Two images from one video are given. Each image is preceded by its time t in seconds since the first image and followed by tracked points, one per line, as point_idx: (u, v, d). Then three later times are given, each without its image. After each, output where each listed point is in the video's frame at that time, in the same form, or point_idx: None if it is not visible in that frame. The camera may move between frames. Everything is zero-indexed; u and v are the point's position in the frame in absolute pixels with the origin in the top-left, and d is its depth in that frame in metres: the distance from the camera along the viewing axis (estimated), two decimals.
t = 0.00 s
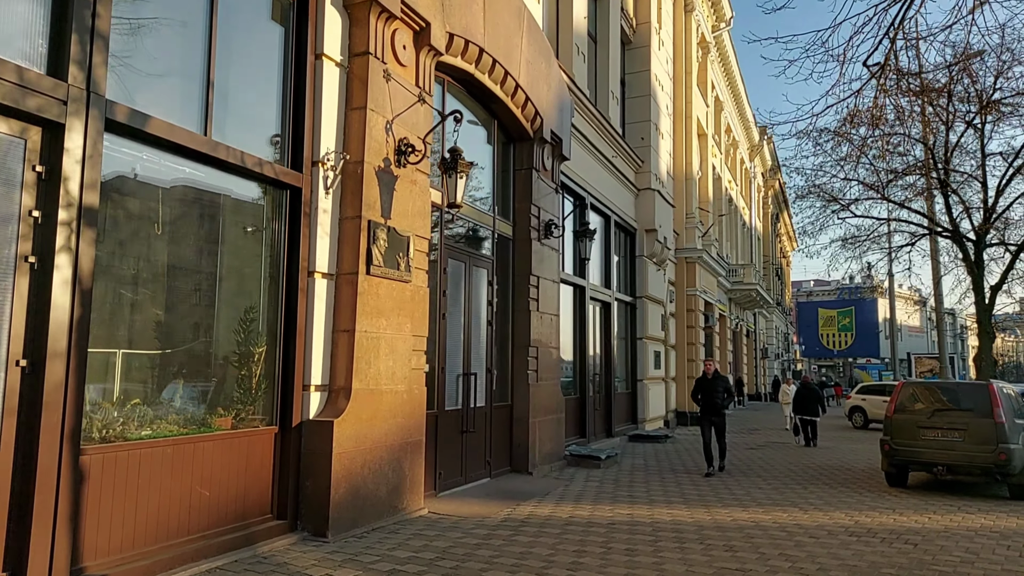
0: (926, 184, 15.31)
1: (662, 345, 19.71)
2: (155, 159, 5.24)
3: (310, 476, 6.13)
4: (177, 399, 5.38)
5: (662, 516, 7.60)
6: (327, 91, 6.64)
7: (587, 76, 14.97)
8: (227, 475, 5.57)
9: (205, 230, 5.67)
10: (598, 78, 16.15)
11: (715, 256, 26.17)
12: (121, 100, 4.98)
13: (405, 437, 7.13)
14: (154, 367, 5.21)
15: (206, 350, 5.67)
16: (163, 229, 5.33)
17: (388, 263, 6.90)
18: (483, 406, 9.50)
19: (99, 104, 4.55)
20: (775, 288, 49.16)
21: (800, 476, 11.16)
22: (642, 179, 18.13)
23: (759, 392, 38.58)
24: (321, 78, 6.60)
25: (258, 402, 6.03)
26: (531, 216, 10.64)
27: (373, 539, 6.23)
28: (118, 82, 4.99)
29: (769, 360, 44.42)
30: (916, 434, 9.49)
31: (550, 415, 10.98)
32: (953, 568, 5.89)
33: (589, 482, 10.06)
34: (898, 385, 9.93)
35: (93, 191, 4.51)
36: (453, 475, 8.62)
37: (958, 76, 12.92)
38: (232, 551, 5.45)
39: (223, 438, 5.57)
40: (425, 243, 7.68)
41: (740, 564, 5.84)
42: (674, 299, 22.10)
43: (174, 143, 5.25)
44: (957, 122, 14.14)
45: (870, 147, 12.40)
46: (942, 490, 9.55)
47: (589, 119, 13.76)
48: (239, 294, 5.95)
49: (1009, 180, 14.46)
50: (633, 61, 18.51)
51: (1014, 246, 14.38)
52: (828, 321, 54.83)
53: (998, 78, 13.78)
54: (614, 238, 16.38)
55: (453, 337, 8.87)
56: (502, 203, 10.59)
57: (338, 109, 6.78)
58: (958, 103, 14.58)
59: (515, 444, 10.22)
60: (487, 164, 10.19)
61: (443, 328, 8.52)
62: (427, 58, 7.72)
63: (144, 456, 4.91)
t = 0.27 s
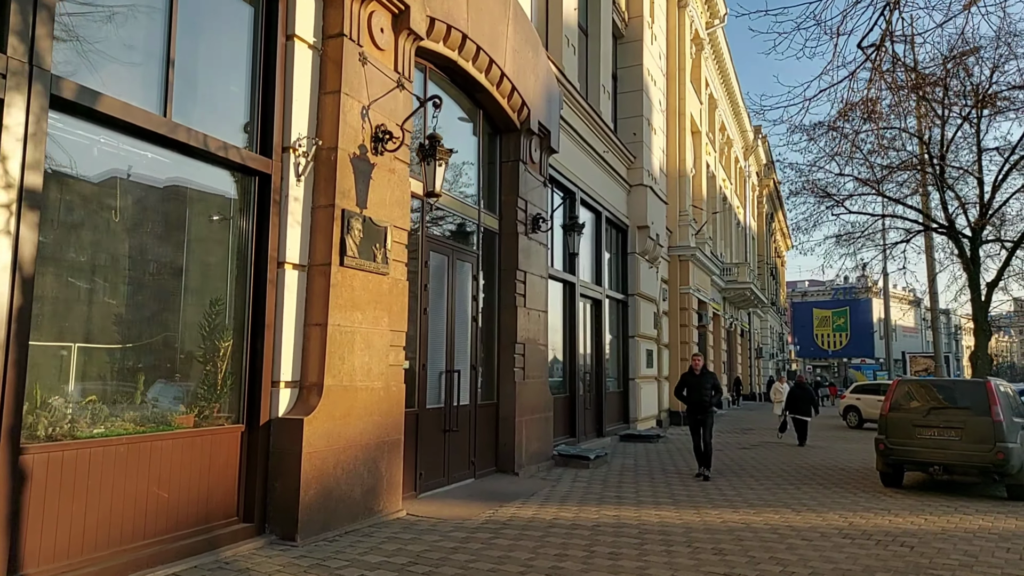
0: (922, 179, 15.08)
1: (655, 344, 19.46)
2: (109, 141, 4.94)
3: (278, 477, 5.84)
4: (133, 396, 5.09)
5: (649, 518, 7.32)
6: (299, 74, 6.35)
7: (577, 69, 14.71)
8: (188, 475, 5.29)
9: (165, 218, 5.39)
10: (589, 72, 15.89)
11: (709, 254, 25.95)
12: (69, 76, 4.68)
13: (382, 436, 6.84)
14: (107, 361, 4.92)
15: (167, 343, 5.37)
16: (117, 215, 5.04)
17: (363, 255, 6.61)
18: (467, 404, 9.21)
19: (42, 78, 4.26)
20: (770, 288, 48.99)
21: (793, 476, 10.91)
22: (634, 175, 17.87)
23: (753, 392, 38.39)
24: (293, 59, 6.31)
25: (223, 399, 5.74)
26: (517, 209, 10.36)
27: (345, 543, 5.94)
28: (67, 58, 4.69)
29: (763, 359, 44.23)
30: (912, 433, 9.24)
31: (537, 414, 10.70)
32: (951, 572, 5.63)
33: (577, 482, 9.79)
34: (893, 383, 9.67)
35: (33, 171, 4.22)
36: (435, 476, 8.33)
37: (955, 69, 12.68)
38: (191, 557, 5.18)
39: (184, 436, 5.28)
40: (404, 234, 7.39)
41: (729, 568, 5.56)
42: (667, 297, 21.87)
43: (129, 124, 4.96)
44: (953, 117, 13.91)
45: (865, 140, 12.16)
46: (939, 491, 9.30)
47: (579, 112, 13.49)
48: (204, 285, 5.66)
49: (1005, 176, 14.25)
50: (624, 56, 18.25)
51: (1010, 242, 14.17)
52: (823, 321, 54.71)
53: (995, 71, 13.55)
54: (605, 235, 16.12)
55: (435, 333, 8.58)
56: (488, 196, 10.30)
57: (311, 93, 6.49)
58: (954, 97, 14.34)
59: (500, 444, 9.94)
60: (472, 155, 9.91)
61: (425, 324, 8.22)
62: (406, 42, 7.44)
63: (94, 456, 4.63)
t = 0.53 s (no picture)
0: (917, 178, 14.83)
1: (647, 345, 19.18)
2: (55, 130, 4.62)
3: (242, 487, 5.52)
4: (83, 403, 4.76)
5: (636, 528, 7.00)
6: (267, 61, 6.03)
7: (567, 65, 14.40)
8: (142, 487, 4.96)
9: (120, 212, 5.06)
10: (580, 69, 15.59)
11: (702, 254, 25.69)
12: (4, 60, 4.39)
13: (355, 443, 6.51)
14: (53, 365, 4.60)
15: (121, 346, 5.04)
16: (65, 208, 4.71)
17: (336, 252, 6.29)
18: (450, 408, 8.88)
19: None
20: (764, 289, 48.78)
21: (786, 482, 10.62)
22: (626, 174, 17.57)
23: (747, 393, 38.16)
24: (261, 46, 5.99)
25: (183, 406, 5.41)
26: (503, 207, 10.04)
27: (312, 557, 5.61)
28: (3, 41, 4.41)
29: (757, 360, 44.06)
30: (909, 438, 8.93)
31: (523, 419, 10.38)
32: None
33: (563, 489, 9.47)
34: (889, 386, 9.38)
35: None
36: (414, 483, 8.01)
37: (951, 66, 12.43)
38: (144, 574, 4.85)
39: (138, 445, 4.95)
40: (381, 232, 7.07)
41: None
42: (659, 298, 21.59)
43: (77, 111, 4.63)
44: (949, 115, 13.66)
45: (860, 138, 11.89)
46: (936, 497, 9.02)
47: (568, 108, 13.18)
48: (163, 284, 5.33)
49: (1001, 175, 14.02)
50: (616, 53, 17.96)
51: (1006, 243, 13.93)
52: (816, 322, 54.57)
53: (991, 69, 13.30)
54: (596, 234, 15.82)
55: (416, 335, 8.25)
56: (473, 193, 10.00)
57: (281, 83, 6.17)
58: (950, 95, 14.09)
59: (485, 449, 9.62)
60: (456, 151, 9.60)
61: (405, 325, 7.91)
62: (383, 31, 7.13)
63: (35, 467, 4.31)
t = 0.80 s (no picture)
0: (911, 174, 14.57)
1: (638, 344, 18.88)
2: None
3: (200, 492, 5.18)
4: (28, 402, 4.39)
5: (621, 532, 6.68)
6: (230, 40, 5.70)
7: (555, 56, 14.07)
8: (90, 492, 4.62)
9: (67, 197, 4.71)
10: (569, 62, 15.27)
11: (694, 253, 25.44)
12: None
13: (325, 445, 6.17)
14: None
15: (70, 341, 4.68)
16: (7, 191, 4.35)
17: (304, 243, 5.96)
18: (430, 408, 8.54)
19: None
20: (757, 288, 48.57)
21: (778, 483, 10.34)
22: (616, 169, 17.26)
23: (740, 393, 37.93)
24: (224, 24, 5.66)
25: (137, 404, 5.06)
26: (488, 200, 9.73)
27: (275, 566, 5.27)
28: None
29: (750, 360, 43.88)
30: (904, 438, 8.64)
31: (508, 419, 10.05)
32: None
33: (548, 492, 9.14)
34: (883, 384, 9.08)
35: None
36: (392, 486, 7.68)
37: (946, 58, 12.15)
38: None
39: (85, 447, 4.60)
40: (355, 223, 6.74)
41: None
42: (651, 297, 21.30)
43: (16, 86, 4.28)
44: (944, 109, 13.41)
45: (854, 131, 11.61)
46: (932, 499, 8.73)
47: (556, 101, 12.87)
48: (115, 274, 4.99)
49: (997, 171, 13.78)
50: (606, 46, 17.64)
51: (1001, 239, 13.69)
52: (809, 322, 54.45)
53: (987, 61, 13.04)
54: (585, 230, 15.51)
55: (394, 332, 7.91)
56: (456, 186, 9.67)
57: (245, 63, 5.83)
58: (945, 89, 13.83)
59: (467, 450, 9.29)
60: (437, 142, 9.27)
61: (382, 321, 7.57)
62: (357, 12, 6.80)
63: None
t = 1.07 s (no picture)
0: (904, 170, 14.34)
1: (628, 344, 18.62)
2: None
3: (152, 500, 4.87)
4: None
5: (603, 539, 6.38)
6: (188, 21, 5.39)
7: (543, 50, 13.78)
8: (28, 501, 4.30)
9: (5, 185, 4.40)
10: (557, 56, 14.98)
11: (686, 251, 25.19)
12: None
13: (290, 449, 5.87)
14: None
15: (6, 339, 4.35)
16: None
17: (267, 236, 5.66)
18: (408, 410, 8.24)
19: None
20: (749, 288, 48.41)
21: (769, 486, 10.07)
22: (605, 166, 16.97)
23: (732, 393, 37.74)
24: (181, 4, 5.35)
25: (83, 407, 4.74)
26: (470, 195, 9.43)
27: None
28: None
29: (743, 360, 43.70)
30: (897, 440, 8.38)
31: (490, 420, 9.76)
32: None
33: (531, 495, 8.84)
34: (875, 385, 8.81)
35: None
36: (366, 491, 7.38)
37: (940, 52, 11.91)
38: None
39: (23, 453, 4.28)
40: (324, 216, 6.43)
41: None
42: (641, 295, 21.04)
43: None
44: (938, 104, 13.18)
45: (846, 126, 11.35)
46: (926, 503, 8.47)
47: (543, 95, 12.57)
48: (60, 268, 4.67)
49: (990, 168, 13.57)
50: (596, 41, 17.33)
51: (995, 237, 13.48)
52: (802, 322, 54.33)
53: (981, 55, 12.81)
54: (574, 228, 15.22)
55: (370, 330, 7.61)
56: (437, 180, 9.37)
57: (205, 46, 5.53)
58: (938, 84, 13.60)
59: (448, 453, 9.00)
60: (417, 134, 8.96)
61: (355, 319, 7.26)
62: None
63: None
